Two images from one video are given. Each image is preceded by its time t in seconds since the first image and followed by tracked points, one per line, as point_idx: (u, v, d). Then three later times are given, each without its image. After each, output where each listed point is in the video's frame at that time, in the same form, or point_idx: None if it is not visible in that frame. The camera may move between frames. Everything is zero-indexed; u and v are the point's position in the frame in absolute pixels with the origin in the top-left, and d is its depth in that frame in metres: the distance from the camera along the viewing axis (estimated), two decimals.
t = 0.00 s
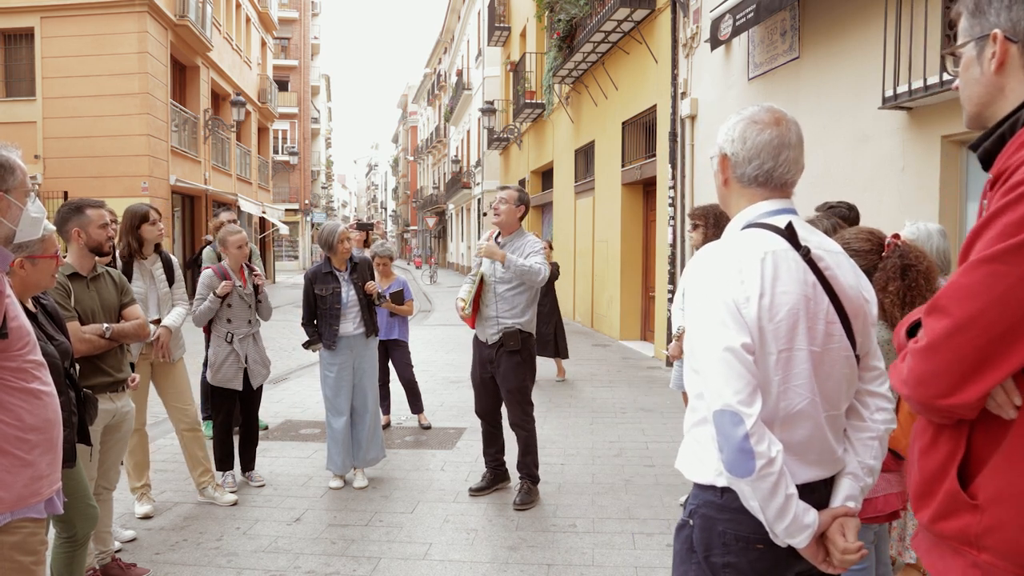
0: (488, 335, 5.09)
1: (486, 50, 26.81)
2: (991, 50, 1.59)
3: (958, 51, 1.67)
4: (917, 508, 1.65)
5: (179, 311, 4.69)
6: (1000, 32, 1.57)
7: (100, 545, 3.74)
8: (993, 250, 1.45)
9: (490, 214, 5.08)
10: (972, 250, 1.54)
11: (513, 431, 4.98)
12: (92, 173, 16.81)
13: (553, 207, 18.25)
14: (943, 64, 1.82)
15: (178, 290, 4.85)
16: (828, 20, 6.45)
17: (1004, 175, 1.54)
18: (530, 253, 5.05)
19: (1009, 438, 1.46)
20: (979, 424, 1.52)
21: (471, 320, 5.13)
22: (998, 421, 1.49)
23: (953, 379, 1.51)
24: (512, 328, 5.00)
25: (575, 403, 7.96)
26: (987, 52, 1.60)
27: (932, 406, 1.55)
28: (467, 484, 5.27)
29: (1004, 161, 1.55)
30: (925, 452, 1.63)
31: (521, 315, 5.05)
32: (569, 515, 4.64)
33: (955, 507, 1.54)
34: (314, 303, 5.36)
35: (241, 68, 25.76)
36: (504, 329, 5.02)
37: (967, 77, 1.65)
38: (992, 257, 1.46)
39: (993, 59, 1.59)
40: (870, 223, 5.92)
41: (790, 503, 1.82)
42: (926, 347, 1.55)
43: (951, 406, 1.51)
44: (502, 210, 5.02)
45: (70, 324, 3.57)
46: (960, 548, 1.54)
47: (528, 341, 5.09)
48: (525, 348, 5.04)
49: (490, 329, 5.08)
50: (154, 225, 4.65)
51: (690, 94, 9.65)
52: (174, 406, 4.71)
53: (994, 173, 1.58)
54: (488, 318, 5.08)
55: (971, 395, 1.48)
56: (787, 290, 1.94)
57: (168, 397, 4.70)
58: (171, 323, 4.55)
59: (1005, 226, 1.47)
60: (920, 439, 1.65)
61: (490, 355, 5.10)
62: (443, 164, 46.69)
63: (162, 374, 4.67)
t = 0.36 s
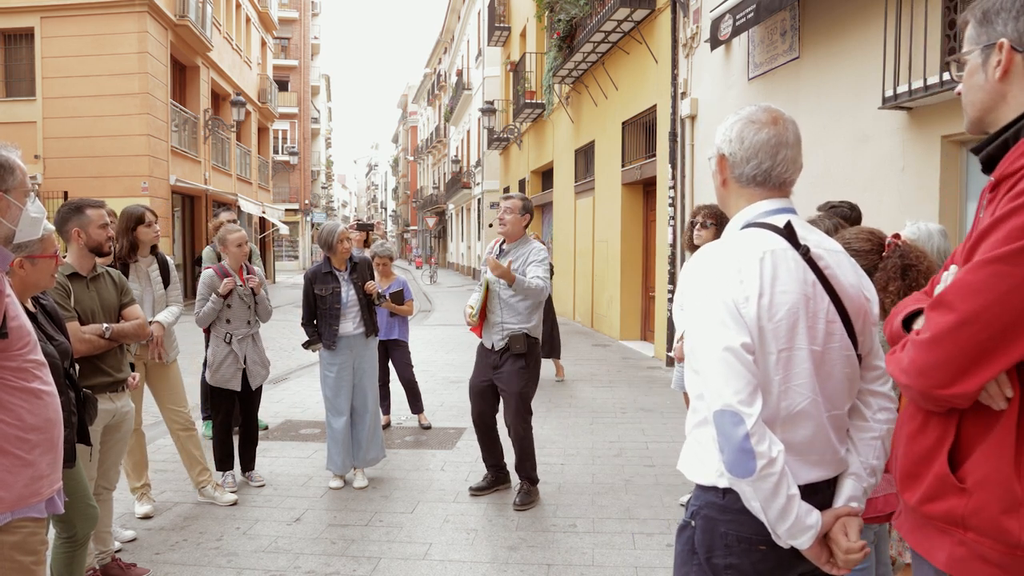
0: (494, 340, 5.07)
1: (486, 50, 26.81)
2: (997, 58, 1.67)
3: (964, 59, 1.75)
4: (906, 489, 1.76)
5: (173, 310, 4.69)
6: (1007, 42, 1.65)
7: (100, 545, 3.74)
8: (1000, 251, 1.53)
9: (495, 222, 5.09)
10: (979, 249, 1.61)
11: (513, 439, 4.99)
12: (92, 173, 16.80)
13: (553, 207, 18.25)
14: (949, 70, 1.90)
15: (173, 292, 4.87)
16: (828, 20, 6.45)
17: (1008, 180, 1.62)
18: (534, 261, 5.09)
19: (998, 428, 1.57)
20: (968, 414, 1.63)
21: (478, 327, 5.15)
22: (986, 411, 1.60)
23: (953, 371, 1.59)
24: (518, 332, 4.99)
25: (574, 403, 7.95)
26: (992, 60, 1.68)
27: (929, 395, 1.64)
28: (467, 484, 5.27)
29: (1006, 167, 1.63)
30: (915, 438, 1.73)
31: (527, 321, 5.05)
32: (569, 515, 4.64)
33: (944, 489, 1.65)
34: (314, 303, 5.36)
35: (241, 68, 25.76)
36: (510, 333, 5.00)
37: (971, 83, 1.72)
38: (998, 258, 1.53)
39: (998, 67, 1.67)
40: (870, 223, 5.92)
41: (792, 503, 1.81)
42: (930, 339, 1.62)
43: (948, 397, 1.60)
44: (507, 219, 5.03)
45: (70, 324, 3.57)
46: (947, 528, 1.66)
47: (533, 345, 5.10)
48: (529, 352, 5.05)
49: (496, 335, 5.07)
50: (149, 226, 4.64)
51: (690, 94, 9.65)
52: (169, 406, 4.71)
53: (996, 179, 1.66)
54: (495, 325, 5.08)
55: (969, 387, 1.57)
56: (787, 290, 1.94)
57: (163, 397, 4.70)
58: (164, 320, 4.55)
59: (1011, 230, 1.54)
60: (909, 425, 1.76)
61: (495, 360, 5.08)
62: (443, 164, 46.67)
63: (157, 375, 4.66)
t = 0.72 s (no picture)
0: (489, 334, 5.09)
1: (486, 50, 26.82)
2: (990, 67, 1.68)
3: (962, 68, 1.76)
4: (912, 483, 1.76)
5: (169, 308, 4.69)
6: (997, 51, 1.66)
7: (100, 545, 3.74)
8: (1002, 248, 1.53)
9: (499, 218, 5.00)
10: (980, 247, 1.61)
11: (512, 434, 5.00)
12: (92, 172, 16.81)
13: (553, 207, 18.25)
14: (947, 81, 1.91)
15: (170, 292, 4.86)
16: (828, 20, 6.45)
17: (1007, 180, 1.62)
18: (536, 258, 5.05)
19: (1001, 420, 1.57)
20: (972, 407, 1.63)
21: (471, 318, 5.14)
22: (989, 404, 1.60)
23: (956, 365, 1.59)
24: (514, 328, 5.01)
25: (574, 403, 7.95)
26: (986, 69, 1.69)
27: (935, 388, 1.64)
28: (467, 484, 5.27)
29: (1005, 167, 1.63)
30: (919, 432, 1.73)
31: (523, 316, 5.07)
32: (569, 515, 4.64)
33: (951, 482, 1.65)
34: (313, 303, 5.35)
35: (241, 68, 25.76)
36: (506, 328, 5.03)
37: (968, 92, 1.73)
38: (1000, 255, 1.54)
39: (990, 76, 1.68)
40: (870, 223, 5.92)
41: (794, 503, 1.81)
42: (933, 334, 1.63)
43: (952, 390, 1.60)
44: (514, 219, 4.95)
45: (70, 324, 3.58)
46: (954, 520, 1.65)
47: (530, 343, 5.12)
48: (526, 349, 5.06)
49: (492, 329, 5.09)
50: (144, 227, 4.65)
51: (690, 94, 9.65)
52: (167, 404, 4.71)
53: (996, 179, 1.66)
54: (491, 319, 5.10)
55: (973, 380, 1.57)
56: (787, 289, 1.93)
57: (161, 396, 4.71)
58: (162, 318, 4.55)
59: (1012, 227, 1.55)
60: (913, 420, 1.76)
61: (490, 355, 5.10)
62: (443, 164, 46.69)
63: (155, 375, 4.65)
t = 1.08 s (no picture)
0: (487, 336, 5.08)
1: (486, 50, 26.83)
2: (997, 69, 1.68)
3: (970, 72, 1.76)
4: (921, 480, 1.76)
5: (173, 312, 4.70)
6: (1003, 54, 1.66)
7: (100, 545, 3.74)
8: (1004, 243, 1.54)
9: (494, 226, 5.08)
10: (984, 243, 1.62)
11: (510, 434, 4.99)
12: (92, 173, 16.80)
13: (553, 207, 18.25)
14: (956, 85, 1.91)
15: (171, 293, 4.85)
16: (828, 20, 6.45)
17: (1012, 178, 1.63)
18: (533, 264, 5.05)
19: (1007, 416, 1.57)
20: (978, 403, 1.63)
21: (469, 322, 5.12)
22: (995, 400, 1.60)
23: (958, 359, 1.60)
24: (511, 328, 5.02)
25: (575, 403, 7.95)
26: (993, 71, 1.69)
27: (939, 383, 1.64)
28: (467, 484, 5.27)
29: (1012, 166, 1.64)
30: (928, 429, 1.74)
31: (521, 319, 5.07)
32: (569, 515, 4.64)
33: (958, 479, 1.65)
34: (313, 303, 5.35)
35: (241, 68, 25.76)
36: (504, 329, 5.03)
37: (975, 94, 1.73)
38: (1002, 250, 1.54)
39: (998, 78, 1.68)
40: (869, 223, 5.92)
41: (797, 503, 1.82)
42: (936, 329, 1.64)
43: (955, 384, 1.61)
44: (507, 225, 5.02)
45: (70, 324, 3.58)
46: (961, 517, 1.65)
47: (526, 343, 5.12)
48: (523, 349, 5.06)
49: (489, 331, 5.08)
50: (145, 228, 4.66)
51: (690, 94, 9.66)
52: (167, 404, 4.71)
53: (1003, 178, 1.66)
54: (488, 321, 5.09)
55: (976, 374, 1.57)
56: (791, 289, 1.93)
57: (161, 396, 4.70)
58: (164, 325, 4.52)
59: (1015, 224, 1.55)
60: (922, 417, 1.77)
61: (488, 355, 5.10)
62: (443, 164, 46.68)
63: (156, 375, 4.65)
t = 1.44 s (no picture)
0: (486, 334, 5.09)
1: (486, 50, 26.82)
2: (1010, 64, 1.68)
3: (979, 67, 1.77)
4: (925, 485, 1.76)
5: (173, 308, 4.68)
6: (1017, 49, 1.67)
7: (100, 544, 3.74)
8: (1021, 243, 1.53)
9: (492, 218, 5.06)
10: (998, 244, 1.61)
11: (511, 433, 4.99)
12: (92, 172, 16.80)
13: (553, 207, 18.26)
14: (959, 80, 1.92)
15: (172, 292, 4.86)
16: (828, 20, 6.45)
17: None
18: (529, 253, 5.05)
19: (1017, 420, 1.57)
20: (987, 407, 1.63)
21: (468, 321, 5.12)
22: (1005, 404, 1.60)
23: (972, 362, 1.59)
24: (510, 325, 5.02)
25: (575, 403, 7.95)
26: (1006, 66, 1.69)
27: (949, 386, 1.64)
28: (467, 484, 5.27)
29: None
30: (933, 433, 1.75)
31: (519, 315, 5.07)
32: (569, 515, 4.63)
33: (965, 484, 1.65)
34: (313, 303, 5.35)
35: (241, 68, 25.76)
36: (503, 326, 5.03)
37: (986, 89, 1.74)
38: (1017, 250, 1.54)
39: (1011, 73, 1.68)
40: (870, 223, 5.92)
41: (827, 501, 1.83)
42: (949, 330, 1.63)
43: (967, 387, 1.60)
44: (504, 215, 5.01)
45: (69, 324, 3.58)
46: (966, 523, 1.66)
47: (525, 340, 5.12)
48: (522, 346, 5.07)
49: (488, 329, 5.09)
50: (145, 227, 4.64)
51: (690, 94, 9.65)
52: (168, 403, 4.70)
53: (1014, 177, 1.66)
54: (487, 318, 5.10)
55: (990, 377, 1.57)
56: (817, 296, 1.93)
57: (163, 395, 4.70)
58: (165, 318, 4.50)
59: None
60: (927, 421, 1.77)
61: (487, 353, 5.10)
62: (443, 164, 46.68)
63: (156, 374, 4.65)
